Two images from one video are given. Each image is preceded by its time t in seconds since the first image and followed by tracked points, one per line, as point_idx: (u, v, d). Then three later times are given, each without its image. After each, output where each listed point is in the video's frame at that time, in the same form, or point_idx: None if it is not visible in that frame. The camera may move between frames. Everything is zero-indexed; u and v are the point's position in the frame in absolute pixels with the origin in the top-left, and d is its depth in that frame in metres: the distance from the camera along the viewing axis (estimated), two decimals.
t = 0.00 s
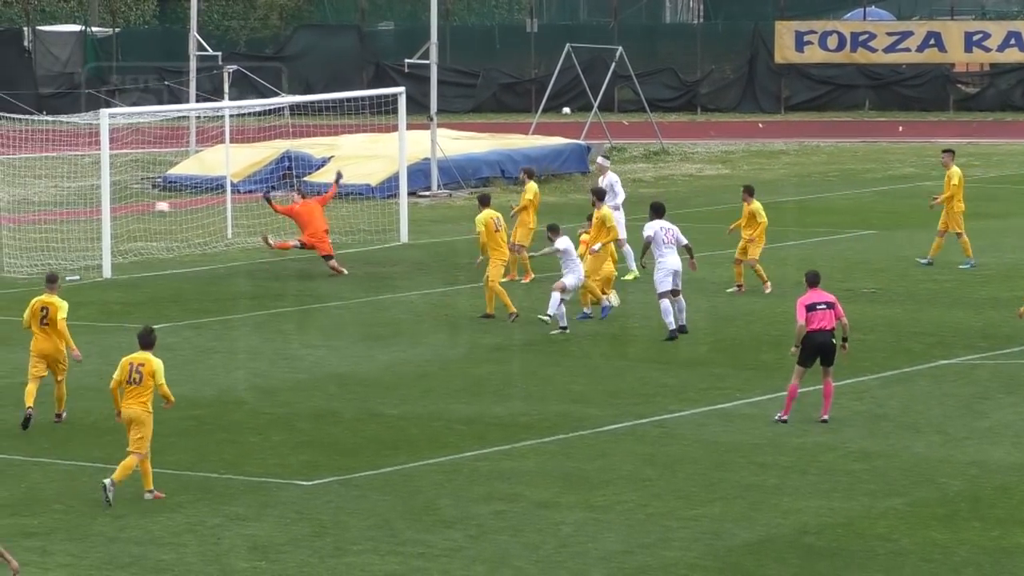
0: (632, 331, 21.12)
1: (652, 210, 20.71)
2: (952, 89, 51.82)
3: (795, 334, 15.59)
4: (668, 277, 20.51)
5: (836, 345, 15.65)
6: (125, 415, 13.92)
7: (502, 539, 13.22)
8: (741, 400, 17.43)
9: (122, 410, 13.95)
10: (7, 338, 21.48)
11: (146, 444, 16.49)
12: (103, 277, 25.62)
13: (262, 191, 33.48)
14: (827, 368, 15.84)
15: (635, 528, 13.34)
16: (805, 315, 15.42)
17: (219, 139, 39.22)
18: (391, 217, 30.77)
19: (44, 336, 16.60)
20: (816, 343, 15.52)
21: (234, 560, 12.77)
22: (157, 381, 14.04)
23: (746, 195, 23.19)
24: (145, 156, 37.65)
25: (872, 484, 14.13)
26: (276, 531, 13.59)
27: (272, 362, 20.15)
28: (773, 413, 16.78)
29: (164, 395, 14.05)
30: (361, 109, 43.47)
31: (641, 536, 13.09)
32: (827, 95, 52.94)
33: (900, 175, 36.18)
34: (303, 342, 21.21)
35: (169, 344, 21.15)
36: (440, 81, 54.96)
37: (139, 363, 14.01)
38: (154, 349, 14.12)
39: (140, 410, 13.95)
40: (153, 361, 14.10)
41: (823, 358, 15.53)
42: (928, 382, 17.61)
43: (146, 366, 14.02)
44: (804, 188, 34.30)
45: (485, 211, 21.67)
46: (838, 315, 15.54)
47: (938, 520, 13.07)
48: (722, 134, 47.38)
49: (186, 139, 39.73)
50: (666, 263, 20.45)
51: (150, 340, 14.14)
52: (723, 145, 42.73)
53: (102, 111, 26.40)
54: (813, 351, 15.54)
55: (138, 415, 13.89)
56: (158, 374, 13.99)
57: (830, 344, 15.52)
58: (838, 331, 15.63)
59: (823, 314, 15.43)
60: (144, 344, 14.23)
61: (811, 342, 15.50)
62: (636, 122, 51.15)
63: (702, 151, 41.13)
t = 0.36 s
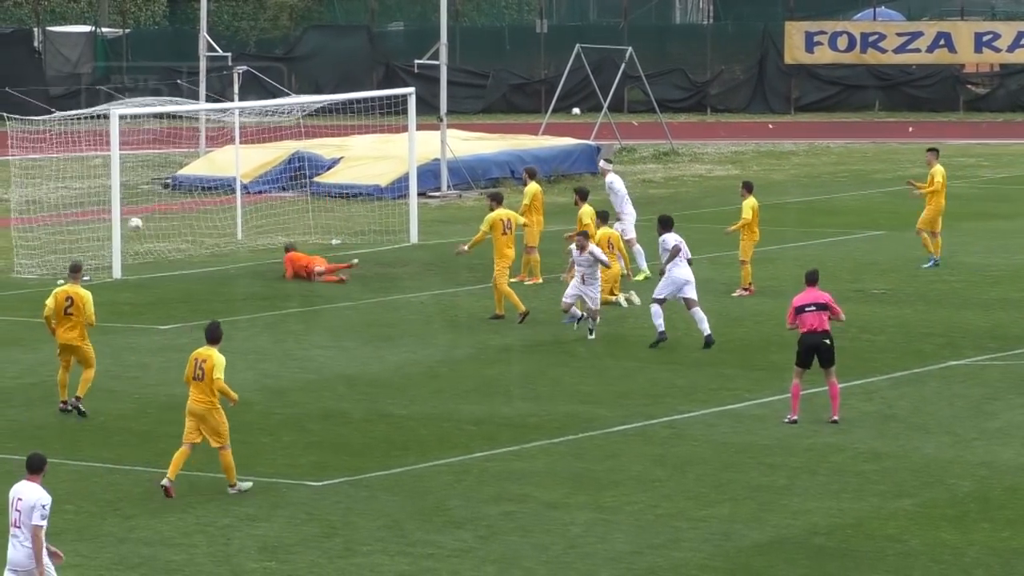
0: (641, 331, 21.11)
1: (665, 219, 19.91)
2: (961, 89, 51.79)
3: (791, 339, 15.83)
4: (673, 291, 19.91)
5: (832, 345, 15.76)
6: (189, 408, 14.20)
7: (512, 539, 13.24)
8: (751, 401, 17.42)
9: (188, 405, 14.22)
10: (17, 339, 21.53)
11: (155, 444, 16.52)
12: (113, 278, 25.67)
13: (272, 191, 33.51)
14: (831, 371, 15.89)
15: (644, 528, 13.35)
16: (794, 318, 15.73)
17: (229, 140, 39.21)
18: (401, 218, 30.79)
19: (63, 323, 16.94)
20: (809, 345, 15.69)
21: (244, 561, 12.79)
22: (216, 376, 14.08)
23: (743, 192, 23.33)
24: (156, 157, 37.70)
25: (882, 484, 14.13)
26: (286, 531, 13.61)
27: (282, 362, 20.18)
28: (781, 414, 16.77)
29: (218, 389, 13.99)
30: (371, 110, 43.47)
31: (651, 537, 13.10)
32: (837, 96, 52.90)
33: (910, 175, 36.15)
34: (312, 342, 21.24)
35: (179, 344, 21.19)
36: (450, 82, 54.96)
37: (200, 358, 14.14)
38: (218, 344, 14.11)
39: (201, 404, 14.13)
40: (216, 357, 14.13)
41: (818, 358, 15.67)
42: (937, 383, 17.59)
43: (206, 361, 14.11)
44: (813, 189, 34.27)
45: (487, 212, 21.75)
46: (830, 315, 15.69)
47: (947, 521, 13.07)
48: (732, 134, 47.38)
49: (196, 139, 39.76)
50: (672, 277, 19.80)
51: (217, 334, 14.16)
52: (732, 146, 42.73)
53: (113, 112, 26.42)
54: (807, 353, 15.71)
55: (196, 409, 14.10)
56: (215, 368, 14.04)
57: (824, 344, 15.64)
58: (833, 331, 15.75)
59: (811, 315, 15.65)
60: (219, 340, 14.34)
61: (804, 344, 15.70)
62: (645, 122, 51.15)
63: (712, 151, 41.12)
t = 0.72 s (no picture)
0: (649, 333, 21.10)
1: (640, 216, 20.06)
2: (969, 91, 51.75)
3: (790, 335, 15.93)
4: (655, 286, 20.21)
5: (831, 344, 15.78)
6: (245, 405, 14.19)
7: (519, 541, 13.24)
8: (759, 402, 17.42)
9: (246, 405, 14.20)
10: (25, 340, 21.56)
11: (163, 446, 16.55)
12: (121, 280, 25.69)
13: (280, 193, 33.54)
14: (830, 371, 15.90)
15: (652, 530, 13.34)
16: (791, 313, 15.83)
17: (236, 143, 39.25)
18: (409, 220, 30.81)
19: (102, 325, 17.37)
20: (804, 342, 15.77)
21: (252, 562, 12.81)
22: (271, 369, 14.12)
23: (749, 193, 23.31)
24: (163, 159, 37.74)
25: (890, 486, 14.11)
26: (294, 533, 13.62)
27: (290, 364, 20.20)
28: (789, 415, 16.76)
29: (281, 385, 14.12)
30: (379, 111, 43.44)
31: (659, 539, 13.09)
32: (845, 98, 52.86)
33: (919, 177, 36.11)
34: (319, 344, 21.26)
35: (186, 346, 21.22)
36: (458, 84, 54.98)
37: (252, 353, 14.17)
38: (268, 338, 14.14)
39: (256, 399, 14.12)
40: (269, 352, 14.20)
41: (811, 357, 15.73)
42: (946, 385, 17.57)
43: (259, 356, 14.15)
44: (821, 191, 34.24)
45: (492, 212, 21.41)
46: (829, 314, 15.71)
47: (956, 522, 13.05)
48: (740, 136, 47.36)
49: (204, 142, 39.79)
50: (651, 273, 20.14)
51: (267, 329, 14.18)
52: (740, 148, 42.70)
53: (121, 114, 26.45)
54: (802, 350, 15.80)
55: (250, 404, 14.09)
56: (270, 365, 14.12)
57: (818, 344, 15.68)
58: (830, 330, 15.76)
59: (807, 313, 15.71)
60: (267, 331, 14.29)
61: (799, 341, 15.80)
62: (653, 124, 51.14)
63: (720, 153, 41.09)
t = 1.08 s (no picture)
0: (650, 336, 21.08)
1: (610, 230, 19.99)
2: (971, 94, 51.71)
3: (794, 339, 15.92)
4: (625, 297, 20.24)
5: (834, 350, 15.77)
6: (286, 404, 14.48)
7: (520, 544, 13.24)
8: (761, 405, 17.41)
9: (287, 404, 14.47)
10: (27, 344, 21.56)
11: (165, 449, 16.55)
12: (122, 283, 25.68)
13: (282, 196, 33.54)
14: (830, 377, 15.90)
15: (652, 533, 13.34)
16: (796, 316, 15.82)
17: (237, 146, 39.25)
18: (410, 223, 30.80)
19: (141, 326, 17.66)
20: (808, 346, 15.76)
21: (254, 565, 12.81)
22: (306, 367, 14.33)
23: (750, 197, 23.31)
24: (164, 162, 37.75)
25: (891, 489, 14.11)
26: (295, 535, 13.63)
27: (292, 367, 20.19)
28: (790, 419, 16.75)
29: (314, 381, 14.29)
30: (380, 114, 43.44)
31: (660, 542, 13.09)
32: (847, 100, 52.81)
33: (921, 180, 36.08)
34: (320, 347, 21.25)
35: (188, 349, 21.22)
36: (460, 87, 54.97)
37: (290, 353, 14.42)
38: (306, 336, 14.35)
39: (298, 399, 14.38)
40: (305, 350, 14.42)
41: (815, 361, 15.71)
42: (947, 388, 17.55)
43: (295, 355, 14.39)
44: (823, 194, 34.21)
45: (480, 212, 21.35)
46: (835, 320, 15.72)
47: (956, 525, 13.05)
48: (742, 139, 47.37)
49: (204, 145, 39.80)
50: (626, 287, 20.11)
51: (306, 328, 14.39)
52: (742, 150, 42.67)
53: (122, 117, 26.46)
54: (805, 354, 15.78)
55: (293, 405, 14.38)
56: (304, 362, 14.33)
57: (822, 348, 15.66)
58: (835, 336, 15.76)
59: (813, 317, 15.70)
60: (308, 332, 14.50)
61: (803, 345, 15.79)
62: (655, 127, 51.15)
63: (721, 156, 41.07)
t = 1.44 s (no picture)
0: (640, 340, 20.92)
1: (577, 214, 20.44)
2: (964, 96, 51.68)
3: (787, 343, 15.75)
4: (580, 287, 20.45)
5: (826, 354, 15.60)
6: (312, 407, 14.33)
7: (510, 550, 13.05)
8: (751, 409, 17.25)
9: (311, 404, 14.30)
10: (12, 348, 21.36)
11: (152, 454, 16.35)
12: (109, 286, 25.49)
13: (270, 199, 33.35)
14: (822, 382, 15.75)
15: (642, 539, 13.16)
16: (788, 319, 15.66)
17: (225, 148, 39.05)
18: (400, 226, 30.64)
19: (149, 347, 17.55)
20: (801, 351, 15.58)
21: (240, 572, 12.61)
22: (329, 375, 14.05)
23: (740, 199, 23.18)
24: (151, 165, 37.54)
25: (883, 494, 13.94)
26: (283, 541, 13.43)
27: (280, 372, 20.00)
28: (780, 423, 16.59)
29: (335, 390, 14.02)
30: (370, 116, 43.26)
31: (650, 547, 12.91)
32: (838, 103, 52.75)
33: (913, 182, 35.98)
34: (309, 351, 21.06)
35: (175, 354, 21.02)
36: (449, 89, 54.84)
37: (315, 358, 14.16)
38: (330, 344, 14.06)
39: (322, 402, 14.20)
40: (330, 357, 14.10)
41: (808, 366, 15.54)
42: (939, 392, 17.40)
43: (320, 361, 14.13)
44: (814, 196, 34.09)
45: (461, 214, 21.13)
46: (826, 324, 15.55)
47: (949, 531, 12.88)
48: (733, 141, 47.25)
49: (191, 147, 39.58)
50: (582, 272, 20.33)
51: (331, 335, 14.09)
52: (732, 153, 42.54)
53: (110, 120, 26.25)
54: (798, 359, 15.61)
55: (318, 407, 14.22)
56: (328, 370, 14.04)
57: (814, 353, 15.50)
58: (826, 341, 15.59)
59: (805, 322, 15.53)
60: (335, 338, 14.20)
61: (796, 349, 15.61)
62: (645, 129, 51.03)
63: (712, 158, 40.94)
